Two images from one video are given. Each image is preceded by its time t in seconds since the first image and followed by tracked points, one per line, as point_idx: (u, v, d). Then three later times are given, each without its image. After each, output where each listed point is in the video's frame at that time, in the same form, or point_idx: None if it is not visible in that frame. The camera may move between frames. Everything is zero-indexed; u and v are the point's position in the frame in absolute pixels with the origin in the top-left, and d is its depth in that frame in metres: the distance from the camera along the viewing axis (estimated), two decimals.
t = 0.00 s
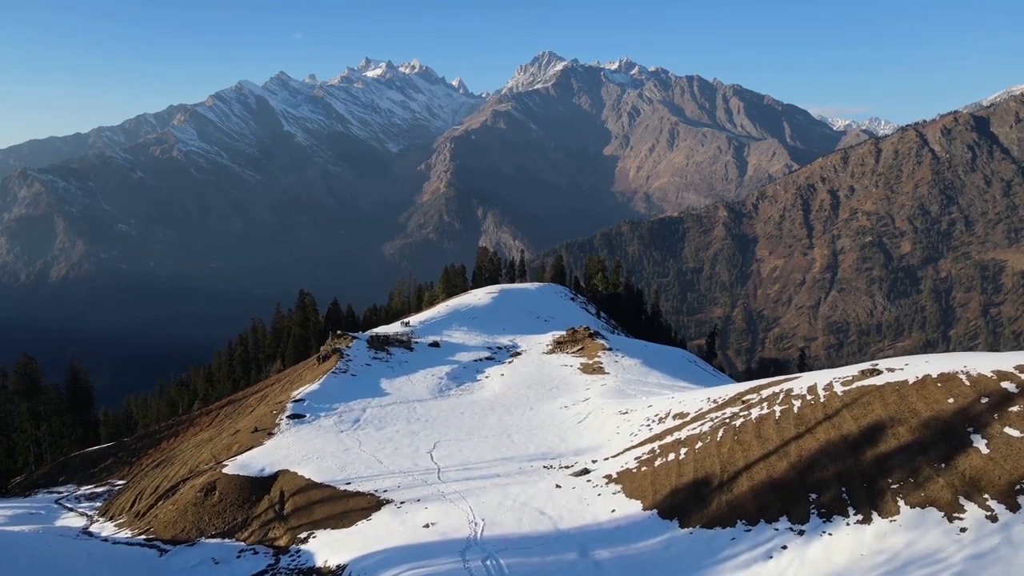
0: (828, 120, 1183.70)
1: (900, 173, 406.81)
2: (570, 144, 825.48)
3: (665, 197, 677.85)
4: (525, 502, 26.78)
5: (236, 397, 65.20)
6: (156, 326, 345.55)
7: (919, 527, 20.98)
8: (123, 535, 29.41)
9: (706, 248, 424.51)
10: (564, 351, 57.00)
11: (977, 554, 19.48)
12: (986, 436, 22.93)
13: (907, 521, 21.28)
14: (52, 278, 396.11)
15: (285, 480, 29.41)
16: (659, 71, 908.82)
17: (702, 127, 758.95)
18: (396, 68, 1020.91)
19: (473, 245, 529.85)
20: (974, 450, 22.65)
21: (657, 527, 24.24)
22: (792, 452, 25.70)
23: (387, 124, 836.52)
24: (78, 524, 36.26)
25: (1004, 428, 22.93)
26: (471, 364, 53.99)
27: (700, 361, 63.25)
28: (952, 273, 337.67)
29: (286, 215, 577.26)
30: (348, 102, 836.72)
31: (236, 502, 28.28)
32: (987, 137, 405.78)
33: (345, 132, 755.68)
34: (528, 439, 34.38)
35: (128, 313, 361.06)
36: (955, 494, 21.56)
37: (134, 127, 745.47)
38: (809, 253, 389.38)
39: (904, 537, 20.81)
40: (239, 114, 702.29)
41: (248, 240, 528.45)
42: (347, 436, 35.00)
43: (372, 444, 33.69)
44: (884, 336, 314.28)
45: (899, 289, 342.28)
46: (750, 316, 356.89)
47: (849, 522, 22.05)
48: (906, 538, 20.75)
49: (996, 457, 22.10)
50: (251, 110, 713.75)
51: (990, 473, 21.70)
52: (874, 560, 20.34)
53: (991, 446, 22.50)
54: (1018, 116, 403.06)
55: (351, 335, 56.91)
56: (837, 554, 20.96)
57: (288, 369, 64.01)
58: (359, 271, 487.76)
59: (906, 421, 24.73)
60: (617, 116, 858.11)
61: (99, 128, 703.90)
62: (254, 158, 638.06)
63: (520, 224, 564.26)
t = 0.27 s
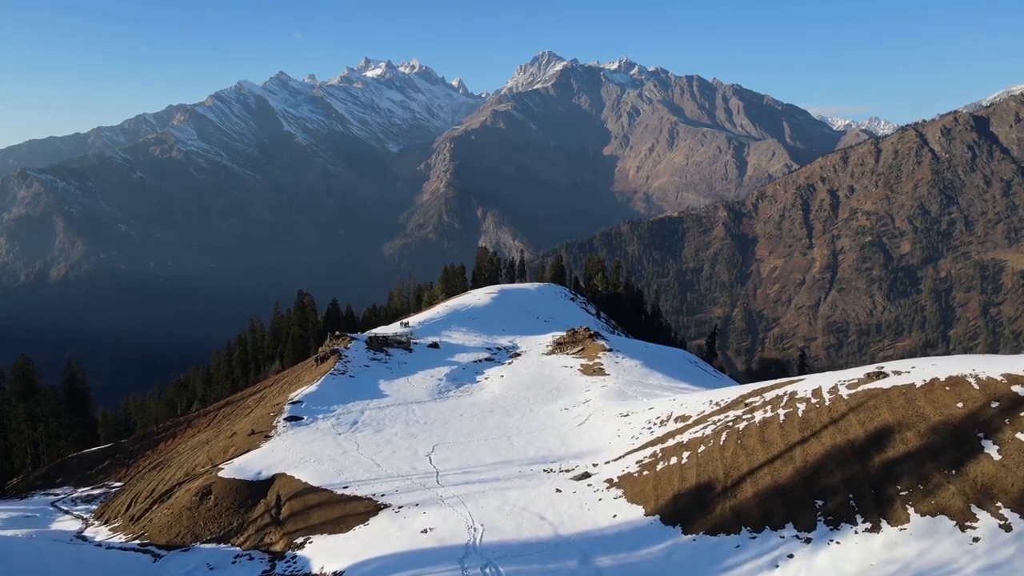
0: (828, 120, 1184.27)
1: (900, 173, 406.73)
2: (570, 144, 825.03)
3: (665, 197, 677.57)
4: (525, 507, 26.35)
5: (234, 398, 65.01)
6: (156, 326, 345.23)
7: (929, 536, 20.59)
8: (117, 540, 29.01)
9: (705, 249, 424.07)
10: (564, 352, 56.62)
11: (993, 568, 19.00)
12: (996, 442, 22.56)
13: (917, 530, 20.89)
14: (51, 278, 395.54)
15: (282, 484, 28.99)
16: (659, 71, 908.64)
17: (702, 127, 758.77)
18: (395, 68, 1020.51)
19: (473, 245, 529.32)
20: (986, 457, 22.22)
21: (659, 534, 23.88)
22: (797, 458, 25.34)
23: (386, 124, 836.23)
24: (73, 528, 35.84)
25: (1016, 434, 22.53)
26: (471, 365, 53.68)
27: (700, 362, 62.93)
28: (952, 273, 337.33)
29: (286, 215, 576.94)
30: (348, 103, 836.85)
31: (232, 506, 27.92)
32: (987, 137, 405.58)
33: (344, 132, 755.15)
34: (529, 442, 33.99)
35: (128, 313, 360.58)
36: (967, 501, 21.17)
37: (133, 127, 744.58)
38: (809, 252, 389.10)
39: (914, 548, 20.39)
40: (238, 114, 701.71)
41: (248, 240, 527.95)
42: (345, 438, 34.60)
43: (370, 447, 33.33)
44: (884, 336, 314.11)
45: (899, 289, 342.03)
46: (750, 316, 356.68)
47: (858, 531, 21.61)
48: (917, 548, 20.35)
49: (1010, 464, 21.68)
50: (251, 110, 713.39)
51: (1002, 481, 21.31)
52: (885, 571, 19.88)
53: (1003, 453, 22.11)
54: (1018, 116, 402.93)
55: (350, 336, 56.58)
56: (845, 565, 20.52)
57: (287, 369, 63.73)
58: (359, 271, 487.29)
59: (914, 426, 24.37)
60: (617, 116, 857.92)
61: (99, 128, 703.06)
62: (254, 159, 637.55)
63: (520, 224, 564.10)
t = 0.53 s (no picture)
0: (828, 120, 1183.86)
1: (900, 173, 406.32)
2: (570, 144, 824.56)
3: (665, 197, 677.13)
4: (525, 513, 25.94)
5: (229, 401, 64.88)
6: (155, 326, 344.70)
7: (942, 547, 20.14)
8: (110, 546, 28.60)
9: (705, 249, 423.50)
10: (564, 353, 56.18)
11: None
12: (1009, 449, 22.12)
13: (929, 541, 20.46)
14: (51, 278, 394.86)
15: (278, 488, 28.55)
16: (659, 71, 908.33)
17: (701, 127, 758.41)
18: (395, 68, 1019.90)
19: (473, 245, 528.79)
20: (998, 465, 21.77)
21: (662, 541, 23.44)
22: (803, 463, 24.93)
23: (386, 124, 835.76)
24: (66, 532, 35.39)
25: None
26: (470, 366, 53.23)
27: (701, 363, 62.46)
28: (952, 273, 336.97)
29: (286, 215, 576.50)
30: (348, 103, 836.46)
31: (227, 511, 27.49)
32: (987, 136, 405.20)
33: (344, 132, 754.64)
34: (529, 445, 33.55)
35: (127, 313, 359.96)
36: (981, 511, 20.70)
37: (132, 126, 743.91)
38: (809, 252, 388.72)
39: (927, 559, 19.93)
40: (238, 114, 701.14)
41: (247, 240, 527.45)
42: (343, 442, 34.19)
43: (368, 450, 32.87)
44: (884, 336, 313.81)
45: (898, 289, 341.66)
46: (750, 316, 356.38)
47: (868, 541, 21.17)
48: (930, 560, 19.88)
49: None
50: (250, 110, 712.92)
51: (1018, 490, 20.82)
52: None
53: (1016, 460, 21.66)
54: (1017, 116, 402.64)
55: (347, 336, 56.18)
56: None
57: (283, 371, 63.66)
58: (358, 271, 486.88)
59: (923, 432, 23.95)
60: (616, 116, 857.67)
61: (98, 128, 702.31)
62: (253, 159, 637.14)
63: (520, 224, 563.80)
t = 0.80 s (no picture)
0: (827, 120, 1183.81)
1: (899, 173, 406.03)
2: (569, 144, 824.15)
3: (664, 197, 676.70)
4: (525, 520, 25.41)
5: (226, 402, 64.36)
6: (154, 326, 344.03)
7: (958, 560, 19.57)
8: (101, 553, 28.03)
9: (705, 249, 422.89)
10: (564, 355, 55.62)
11: None
12: None
13: (943, 553, 19.91)
14: (50, 278, 394.01)
15: (274, 494, 28.01)
16: (658, 71, 908.26)
17: (701, 127, 758.22)
18: (394, 68, 1019.59)
19: (472, 245, 528.18)
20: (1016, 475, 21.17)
21: (666, 551, 22.89)
22: (811, 471, 24.40)
23: (386, 124, 835.30)
24: (58, 538, 34.87)
25: None
26: (469, 368, 52.74)
27: (702, 364, 61.91)
28: (952, 272, 336.67)
29: (285, 215, 575.99)
30: (348, 103, 836.09)
31: (221, 518, 26.94)
32: (987, 136, 404.71)
33: (344, 132, 754.08)
34: (528, 449, 33.03)
35: (127, 313, 359.27)
36: (998, 523, 20.12)
37: (132, 126, 743.24)
38: (808, 253, 388.36)
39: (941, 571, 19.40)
40: (238, 114, 700.56)
41: (247, 240, 526.85)
42: (340, 445, 33.66)
43: (365, 454, 32.33)
44: (884, 336, 313.47)
45: (898, 289, 341.16)
46: (750, 316, 356.10)
47: (879, 553, 20.64)
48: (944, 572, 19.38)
49: None
50: (250, 110, 712.58)
51: None
52: None
53: None
54: (1017, 116, 402.45)
55: (345, 339, 55.57)
56: None
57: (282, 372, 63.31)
58: (358, 271, 486.46)
59: (936, 439, 23.40)
60: (616, 116, 857.69)
61: (98, 128, 701.54)
62: (253, 159, 636.69)
63: (520, 224, 563.59)
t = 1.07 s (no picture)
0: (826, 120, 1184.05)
1: (899, 173, 405.64)
2: (569, 144, 823.57)
3: (664, 197, 676.19)
4: (525, 528, 24.85)
5: (224, 404, 63.85)
6: (154, 326, 343.43)
7: None
8: (92, 560, 27.50)
9: (705, 249, 422.11)
10: (564, 357, 55.01)
11: None
12: None
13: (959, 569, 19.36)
14: (49, 278, 393.49)
15: (268, 501, 27.49)
16: (658, 71, 907.97)
17: (701, 127, 757.91)
18: (394, 68, 1019.15)
19: (472, 245, 527.47)
20: None
21: (671, 562, 22.36)
22: (820, 480, 23.85)
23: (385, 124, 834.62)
24: (50, 544, 34.37)
25: None
26: (468, 370, 52.13)
27: (703, 365, 61.41)
28: (952, 273, 336.37)
29: (285, 215, 575.40)
30: (347, 103, 835.50)
31: (213, 525, 26.42)
32: (986, 136, 404.26)
33: (343, 132, 753.55)
34: (528, 454, 32.50)
35: (126, 313, 358.55)
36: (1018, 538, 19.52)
37: (131, 127, 742.43)
38: (808, 253, 387.86)
39: None
40: (237, 114, 700.14)
41: (246, 240, 526.22)
42: (336, 449, 33.11)
43: (362, 459, 31.78)
44: (884, 336, 313.15)
45: (898, 289, 340.62)
46: (750, 316, 355.78)
47: (893, 567, 20.13)
48: None
49: None
50: (250, 111, 712.13)
51: None
52: None
53: None
54: (1017, 116, 402.17)
55: (343, 340, 55.08)
56: None
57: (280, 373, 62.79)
58: (358, 271, 485.89)
59: (949, 448, 22.91)
60: (616, 116, 857.59)
61: (97, 128, 700.50)
62: (253, 159, 636.19)
63: (520, 224, 563.24)
